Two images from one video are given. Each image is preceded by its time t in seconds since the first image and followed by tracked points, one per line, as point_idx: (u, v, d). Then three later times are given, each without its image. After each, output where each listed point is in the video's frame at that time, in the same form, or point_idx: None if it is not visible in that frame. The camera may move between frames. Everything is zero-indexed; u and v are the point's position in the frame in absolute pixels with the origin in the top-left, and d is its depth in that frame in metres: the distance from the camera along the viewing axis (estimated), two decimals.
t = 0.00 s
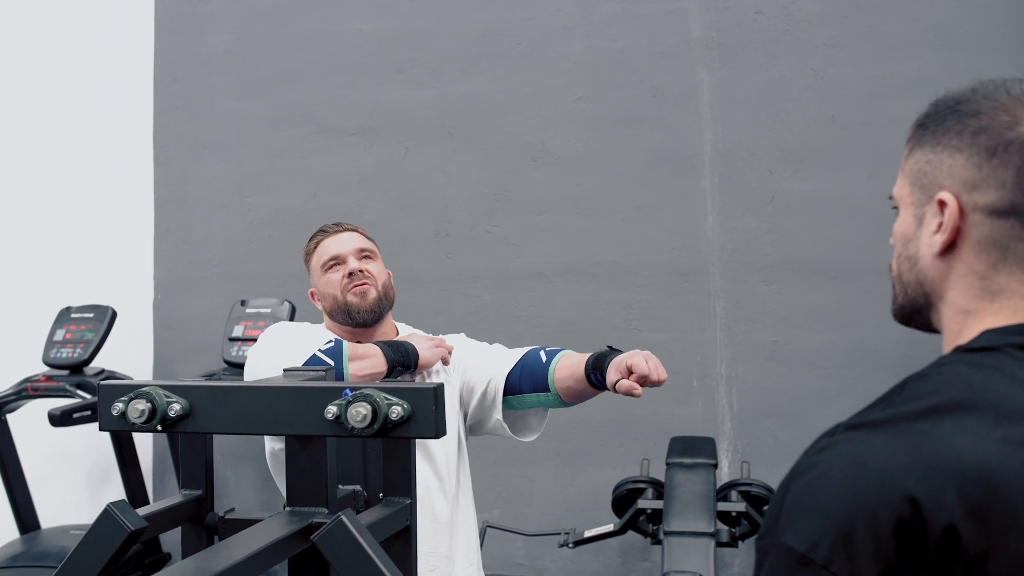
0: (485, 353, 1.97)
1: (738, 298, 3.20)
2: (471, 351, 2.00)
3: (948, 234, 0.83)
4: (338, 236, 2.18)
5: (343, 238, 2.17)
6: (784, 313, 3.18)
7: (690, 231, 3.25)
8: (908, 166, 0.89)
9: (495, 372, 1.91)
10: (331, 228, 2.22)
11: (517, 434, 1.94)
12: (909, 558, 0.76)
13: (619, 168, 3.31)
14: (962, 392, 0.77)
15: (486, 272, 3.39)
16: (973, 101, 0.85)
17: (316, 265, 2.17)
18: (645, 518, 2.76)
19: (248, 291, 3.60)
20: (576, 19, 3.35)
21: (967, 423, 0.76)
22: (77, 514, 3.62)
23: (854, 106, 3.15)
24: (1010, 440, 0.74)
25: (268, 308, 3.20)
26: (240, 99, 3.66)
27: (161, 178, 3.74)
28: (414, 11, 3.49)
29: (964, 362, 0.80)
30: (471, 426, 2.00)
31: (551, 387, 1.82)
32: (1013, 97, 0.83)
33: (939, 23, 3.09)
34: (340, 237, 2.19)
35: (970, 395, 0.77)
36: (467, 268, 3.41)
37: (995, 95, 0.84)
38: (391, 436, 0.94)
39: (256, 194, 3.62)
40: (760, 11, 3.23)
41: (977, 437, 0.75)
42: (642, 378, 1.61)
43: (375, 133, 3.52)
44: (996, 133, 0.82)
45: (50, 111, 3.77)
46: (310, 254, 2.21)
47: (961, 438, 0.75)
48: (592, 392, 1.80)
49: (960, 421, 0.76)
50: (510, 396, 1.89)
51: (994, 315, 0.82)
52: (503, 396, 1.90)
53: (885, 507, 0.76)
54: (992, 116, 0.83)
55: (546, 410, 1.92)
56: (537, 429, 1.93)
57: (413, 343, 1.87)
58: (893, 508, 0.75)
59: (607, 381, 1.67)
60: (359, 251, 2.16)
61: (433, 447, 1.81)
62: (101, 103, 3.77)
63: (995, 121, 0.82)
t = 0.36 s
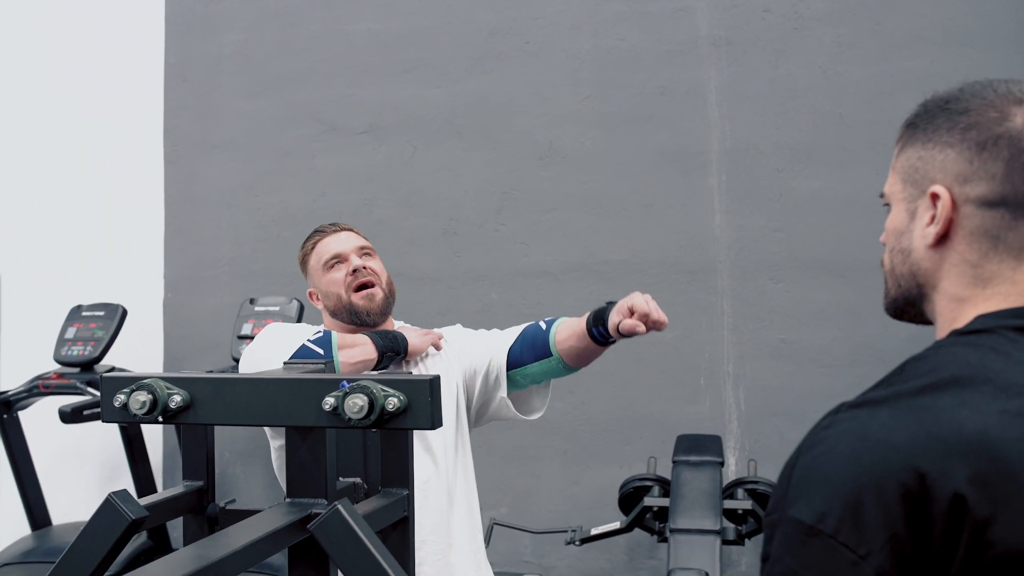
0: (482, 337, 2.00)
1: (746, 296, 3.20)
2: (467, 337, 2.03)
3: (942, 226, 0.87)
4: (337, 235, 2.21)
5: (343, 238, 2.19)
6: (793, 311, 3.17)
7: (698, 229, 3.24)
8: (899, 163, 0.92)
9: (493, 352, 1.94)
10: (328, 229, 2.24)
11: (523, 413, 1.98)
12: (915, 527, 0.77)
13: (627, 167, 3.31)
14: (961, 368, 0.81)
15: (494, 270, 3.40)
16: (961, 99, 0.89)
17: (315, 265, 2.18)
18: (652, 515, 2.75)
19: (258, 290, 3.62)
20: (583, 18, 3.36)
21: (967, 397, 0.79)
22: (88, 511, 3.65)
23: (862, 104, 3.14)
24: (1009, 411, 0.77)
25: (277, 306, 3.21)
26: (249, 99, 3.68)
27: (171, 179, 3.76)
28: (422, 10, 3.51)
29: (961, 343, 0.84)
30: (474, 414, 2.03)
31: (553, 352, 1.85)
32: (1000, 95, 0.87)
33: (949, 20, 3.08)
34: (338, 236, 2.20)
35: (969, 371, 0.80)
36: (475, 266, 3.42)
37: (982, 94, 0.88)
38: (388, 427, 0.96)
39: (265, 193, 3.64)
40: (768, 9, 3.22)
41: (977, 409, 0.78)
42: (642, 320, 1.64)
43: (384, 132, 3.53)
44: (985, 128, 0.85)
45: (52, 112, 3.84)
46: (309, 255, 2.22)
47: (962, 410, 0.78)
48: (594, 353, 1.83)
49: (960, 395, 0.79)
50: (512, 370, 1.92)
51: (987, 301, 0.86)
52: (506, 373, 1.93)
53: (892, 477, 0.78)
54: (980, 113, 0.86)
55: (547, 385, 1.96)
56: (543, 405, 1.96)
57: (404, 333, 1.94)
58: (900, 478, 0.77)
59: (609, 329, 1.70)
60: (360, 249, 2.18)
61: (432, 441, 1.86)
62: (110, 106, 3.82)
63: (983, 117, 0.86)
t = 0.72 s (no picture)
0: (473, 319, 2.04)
1: (747, 293, 3.19)
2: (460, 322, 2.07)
3: (911, 209, 0.86)
4: (372, 225, 2.22)
5: (377, 229, 2.21)
6: (794, 308, 3.16)
7: (700, 226, 3.24)
8: (873, 147, 0.92)
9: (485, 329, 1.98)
10: (365, 218, 2.26)
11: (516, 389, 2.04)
12: (867, 511, 0.75)
13: (628, 164, 3.30)
14: (920, 353, 0.79)
15: (496, 267, 3.40)
16: (937, 84, 0.88)
17: (344, 247, 2.18)
18: (654, 512, 2.75)
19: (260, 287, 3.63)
20: (585, 17, 3.36)
21: (925, 380, 0.77)
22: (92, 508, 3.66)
23: (864, 101, 3.13)
24: (965, 396, 0.75)
25: (280, 303, 3.19)
26: (252, 98, 3.69)
27: (175, 174, 3.80)
28: (424, 9, 3.51)
29: (924, 329, 0.82)
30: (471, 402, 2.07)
31: (543, 318, 1.90)
32: (974, 81, 0.86)
33: (953, 16, 3.06)
34: (374, 228, 2.22)
35: (928, 355, 0.79)
36: (477, 264, 3.42)
37: (957, 80, 0.87)
38: (384, 416, 1.02)
39: (268, 191, 3.65)
40: (770, 7, 3.22)
41: (935, 393, 0.76)
42: (627, 266, 1.71)
43: (386, 130, 3.54)
44: (957, 113, 0.85)
45: (54, 112, 3.85)
46: (338, 235, 2.22)
47: (919, 394, 0.76)
48: (582, 315, 1.89)
49: (918, 379, 0.77)
50: (505, 345, 1.95)
51: (952, 287, 0.85)
52: (499, 349, 1.96)
53: (845, 460, 0.75)
54: (953, 97, 0.86)
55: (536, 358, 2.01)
56: (533, 378, 2.03)
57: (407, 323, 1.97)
58: (854, 461, 0.75)
59: (596, 280, 1.77)
60: (392, 244, 2.20)
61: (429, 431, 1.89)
62: (113, 105, 3.83)
63: (956, 101, 0.85)
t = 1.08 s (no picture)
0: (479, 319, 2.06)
1: (746, 291, 3.20)
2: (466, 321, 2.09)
3: (835, 189, 0.86)
4: (357, 222, 2.23)
5: (362, 225, 2.22)
6: (793, 306, 3.16)
7: (698, 224, 3.24)
8: (804, 122, 0.91)
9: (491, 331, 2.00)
10: (349, 213, 2.27)
11: (520, 392, 2.05)
12: (774, 505, 0.76)
13: (627, 162, 3.30)
14: (835, 342, 0.81)
15: (495, 265, 3.41)
16: (867, 59, 0.88)
17: (331, 247, 2.20)
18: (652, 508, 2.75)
19: (259, 285, 3.63)
20: (585, 14, 3.36)
21: (838, 372, 0.78)
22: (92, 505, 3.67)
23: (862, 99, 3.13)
24: (880, 388, 0.77)
25: (279, 300, 3.19)
26: (252, 96, 3.70)
27: (177, 174, 3.76)
28: (424, 7, 3.51)
29: (841, 317, 0.84)
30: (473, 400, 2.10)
31: (550, 327, 1.91)
32: (904, 56, 0.86)
33: (952, 13, 3.04)
34: (358, 223, 2.23)
35: (843, 346, 0.80)
36: (476, 262, 3.43)
37: (887, 55, 0.87)
38: (377, 408, 1.06)
39: (267, 189, 3.65)
40: (768, 5, 3.21)
41: (847, 385, 0.77)
42: (637, 283, 1.73)
43: (385, 128, 3.54)
44: (884, 89, 0.84)
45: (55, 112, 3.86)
46: (326, 235, 2.24)
47: (833, 387, 0.77)
48: (590, 325, 1.90)
49: (832, 370, 0.79)
50: (511, 348, 1.97)
51: (874, 270, 0.87)
52: (504, 353, 1.98)
53: (754, 453, 0.76)
54: (882, 72, 0.85)
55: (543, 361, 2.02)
56: (540, 381, 2.03)
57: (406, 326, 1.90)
58: (762, 454, 0.76)
59: (605, 295, 1.78)
60: (377, 240, 2.21)
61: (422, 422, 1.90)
62: (113, 104, 3.84)
63: (885, 77, 0.85)
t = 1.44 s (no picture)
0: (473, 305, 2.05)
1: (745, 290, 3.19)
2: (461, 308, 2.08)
3: (757, 178, 0.82)
4: (357, 223, 2.22)
5: (362, 227, 2.21)
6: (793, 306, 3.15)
7: (697, 224, 3.23)
8: (729, 109, 0.87)
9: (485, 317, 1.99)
10: (349, 212, 2.25)
11: (525, 360, 2.01)
12: (692, 518, 0.72)
13: (626, 162, 3.30)
14: (758, 344, 0.76)
15: (495, 265, 3.40)
16: (793, 43, 0.84)
17: (330, 248, 2.21)
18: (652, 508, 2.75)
19: (259, 284, 3.64)
20: (585, 14, 3.36)
21: (762, 377, 0.74)
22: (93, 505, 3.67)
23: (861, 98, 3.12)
24: (804, 394, 0.73)
25: (279, 300, 3.19)
26: (252, 95, 3.70)
27: (175, 173, 3.79)
28: (423, 6, 3.51)
29: (766, 316, 0.79)
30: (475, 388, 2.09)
31: (547, 280, 1.87)
32: (828, 40, 0.82)
33: (951, 12, 3.03)
34: (357, 225, 2.21)
35: (766, 349, 0.76)
36: (476, 261, 3.43)
37: (811, 39, 0.83)
38: (376, 406, 1.06)
39: (267, 189, 3.66)
40: (768, 5, 3.19)
41: (769, 391, 0.73)
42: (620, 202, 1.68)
43: (385, 127, 3.54)
44: (807, 74, 0.80)
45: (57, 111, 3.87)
46: (324, 233, 2.24)
47: (755, 393, 0.73)
48: (588, 265, 1.85)
49: (754, 376, 0.75)
50: (510, 319, 1.95)
51: (798, 265, 0.82)
52: (505, 321, 1.96)
53: (671, 465, 0.71)
54: (806, 57, 0.82)
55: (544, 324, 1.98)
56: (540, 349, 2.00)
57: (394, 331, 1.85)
58: (679, 466, 0.71)
59: (592, 224, 1.74)
60: (377, 244, 2.20)
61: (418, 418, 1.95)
62: (114, 105, 3.83)
63: (808, 61, 0.81)
